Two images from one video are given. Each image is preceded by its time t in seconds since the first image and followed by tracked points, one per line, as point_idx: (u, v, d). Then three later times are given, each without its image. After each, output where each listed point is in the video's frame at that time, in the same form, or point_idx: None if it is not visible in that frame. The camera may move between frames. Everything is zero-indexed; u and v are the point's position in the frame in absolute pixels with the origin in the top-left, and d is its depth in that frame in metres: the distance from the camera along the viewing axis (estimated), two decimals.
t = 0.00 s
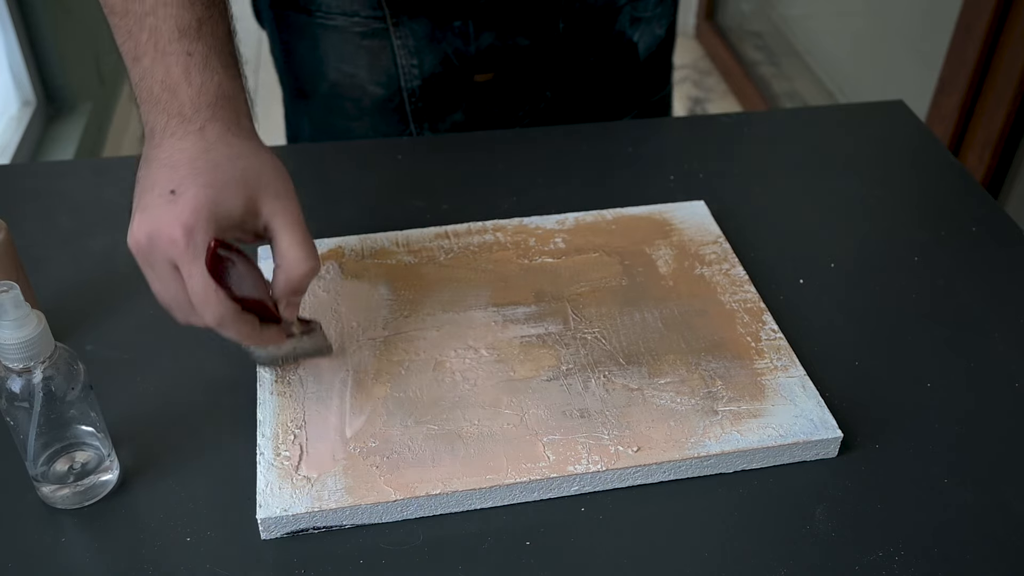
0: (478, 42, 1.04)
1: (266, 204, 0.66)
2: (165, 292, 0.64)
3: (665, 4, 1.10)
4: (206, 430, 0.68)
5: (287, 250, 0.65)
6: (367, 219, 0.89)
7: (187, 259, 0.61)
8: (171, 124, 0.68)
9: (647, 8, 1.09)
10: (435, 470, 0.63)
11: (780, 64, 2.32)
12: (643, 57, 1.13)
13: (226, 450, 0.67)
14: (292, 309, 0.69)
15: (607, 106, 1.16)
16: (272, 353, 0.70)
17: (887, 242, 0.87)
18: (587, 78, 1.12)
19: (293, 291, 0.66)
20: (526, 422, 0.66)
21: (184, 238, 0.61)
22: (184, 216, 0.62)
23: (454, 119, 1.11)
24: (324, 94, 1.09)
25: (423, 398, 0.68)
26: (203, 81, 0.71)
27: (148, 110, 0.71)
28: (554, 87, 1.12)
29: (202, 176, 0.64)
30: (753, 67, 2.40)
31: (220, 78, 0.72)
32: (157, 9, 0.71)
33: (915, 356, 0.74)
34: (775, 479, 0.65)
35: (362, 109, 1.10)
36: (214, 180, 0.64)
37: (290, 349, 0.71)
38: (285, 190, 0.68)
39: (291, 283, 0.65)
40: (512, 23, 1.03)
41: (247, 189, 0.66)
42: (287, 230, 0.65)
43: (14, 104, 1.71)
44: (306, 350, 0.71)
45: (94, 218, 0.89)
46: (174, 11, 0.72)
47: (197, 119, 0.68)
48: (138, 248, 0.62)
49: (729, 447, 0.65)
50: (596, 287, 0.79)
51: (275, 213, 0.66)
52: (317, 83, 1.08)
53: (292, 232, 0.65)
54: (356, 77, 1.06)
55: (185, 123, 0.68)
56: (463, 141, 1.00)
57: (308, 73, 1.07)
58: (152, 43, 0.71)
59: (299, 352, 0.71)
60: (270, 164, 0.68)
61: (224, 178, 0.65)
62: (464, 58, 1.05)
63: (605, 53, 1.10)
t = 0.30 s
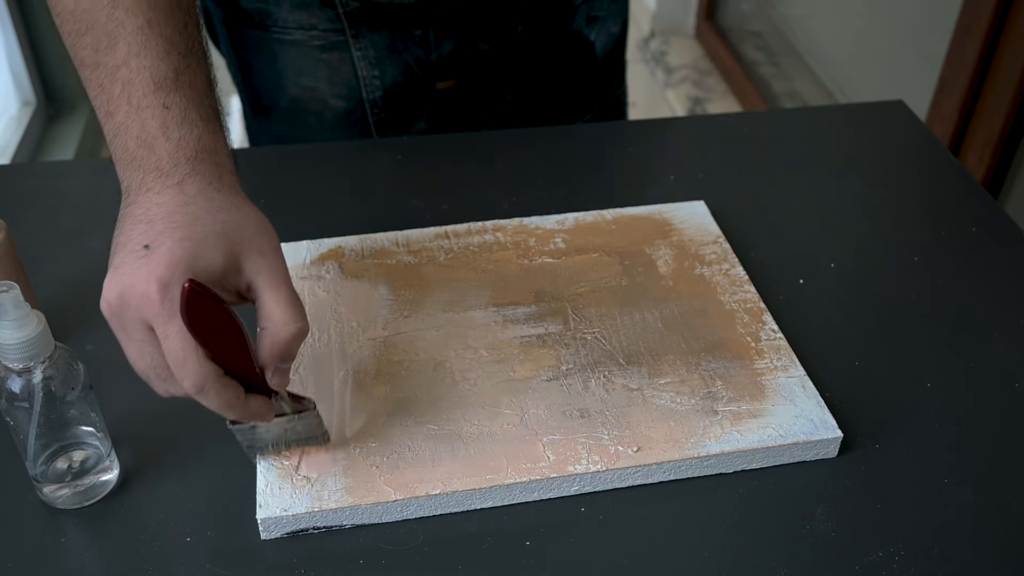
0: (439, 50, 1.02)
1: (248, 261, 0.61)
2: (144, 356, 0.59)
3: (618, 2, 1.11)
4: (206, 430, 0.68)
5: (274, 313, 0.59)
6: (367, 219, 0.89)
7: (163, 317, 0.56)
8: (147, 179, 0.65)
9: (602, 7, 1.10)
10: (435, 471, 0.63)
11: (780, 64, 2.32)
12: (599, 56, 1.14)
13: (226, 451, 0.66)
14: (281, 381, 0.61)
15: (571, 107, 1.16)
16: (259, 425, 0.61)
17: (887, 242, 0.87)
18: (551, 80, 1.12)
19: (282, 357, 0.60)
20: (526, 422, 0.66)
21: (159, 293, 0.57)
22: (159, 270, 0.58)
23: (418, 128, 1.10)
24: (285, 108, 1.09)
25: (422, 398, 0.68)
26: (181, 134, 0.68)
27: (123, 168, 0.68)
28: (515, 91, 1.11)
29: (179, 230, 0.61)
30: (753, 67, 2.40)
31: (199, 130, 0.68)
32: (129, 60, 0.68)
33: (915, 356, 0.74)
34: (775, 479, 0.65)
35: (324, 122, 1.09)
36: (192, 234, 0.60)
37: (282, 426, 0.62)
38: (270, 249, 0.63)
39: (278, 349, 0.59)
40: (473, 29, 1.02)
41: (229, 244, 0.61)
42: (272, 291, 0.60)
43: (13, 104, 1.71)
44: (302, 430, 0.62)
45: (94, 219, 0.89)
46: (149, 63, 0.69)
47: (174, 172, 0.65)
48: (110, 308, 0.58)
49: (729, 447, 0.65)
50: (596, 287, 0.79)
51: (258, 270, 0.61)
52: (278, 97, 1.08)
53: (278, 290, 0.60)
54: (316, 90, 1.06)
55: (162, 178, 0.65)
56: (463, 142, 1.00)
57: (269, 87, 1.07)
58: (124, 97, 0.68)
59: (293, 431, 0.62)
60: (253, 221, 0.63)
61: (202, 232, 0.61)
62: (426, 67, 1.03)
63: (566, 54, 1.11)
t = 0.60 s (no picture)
0: (417, 58, 1.03)
1: (236, 249, 0.59)
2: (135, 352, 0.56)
3: (593, 4, 1.11)
4: (206, 430, 0.68)
5: (266, 302, 0.58)
6: (367, 219, 0.89)
7: (146, 304, 0.54)
8: (135, 183, 0.65)
9: (578, 10, 1.10)
10: (435, 471, 0.63)
11: (780, 64, 2.32)
12: (576, 59, 1.14)
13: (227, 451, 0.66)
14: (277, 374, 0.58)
15: (549, 110, 1.17)
16: (260, 449, 0.55)
17: (887, 242, 0.87)
18: (529, 83, 1.12)
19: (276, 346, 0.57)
20: (526, 422, 0.66)
21: (140, 278, 0.55)
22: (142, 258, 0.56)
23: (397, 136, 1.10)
24: (263, 119, 1.08)
25: (422, 398, 0.68)
26: (168, 141, 0.67)
27: (113, 175, 0.68)
28: (493, 96, 1.11)
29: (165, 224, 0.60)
30: (753, 67, 2.40)
31: (186, 135, 0.68)
32: (112, 71, 0.68)
33: (915, 356, 0.74)
34: (775, 479, 0.65)
35: (302, 131, 1.09)
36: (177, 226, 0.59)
37: (284, 453, 0.56)
38: (259, 239, 0.61)
39: (270, 336, 0.57)
40: (451, 36, 1.02)
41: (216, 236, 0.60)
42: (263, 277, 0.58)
43: (14, 104, 1.71)
44: (304, 457, 0.57)
45: (94, 219, 0.89)
46: (131, 72, 0.69)
47: (162, 174, 0.65)
48: (100, 302, 0.56)
49: (729, 447, 0.65)
50: (595, 287, 0.79)
51: (247, 262, 0.59)
52: (254, 108, 1.07)
53: (267, 277, 0.59)
54: (294, 100, 1.05)
55: (150, 181, 0.65)
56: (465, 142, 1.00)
57: (246, 98, 1.06)
58: (110, 107, 0.68)
59: (296, 461, 0.57)
60: (242, 213, 0.62)
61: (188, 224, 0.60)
62: (404, 74, 1.04)
63: (543, 58, 1.11)
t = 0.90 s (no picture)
0: (418, 61, 1.03)
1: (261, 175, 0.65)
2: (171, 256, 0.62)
3: (594, 7, 1.12)
4: (206, 429, 0.68)
5: (286, 219, 0.63)
6: (367, 218, 0.89)
7: (183, 208, 0.60)
8: (166, 119, 0.71)
9: (579, 13, 1.10)
10: (434, 470, 0.63)
11: (780, 64, 2.32)
12: (576, 62, 1.14)
13: (228, 450, 0.67)
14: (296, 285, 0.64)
15: (551, 112, 1.16)
16: (274, 352, 0.59)
17: (887, 242, 0.87)
18: (538, 84, 1.13)
19: (294, 256, 0.62)
20: (526, 422, 0.66)
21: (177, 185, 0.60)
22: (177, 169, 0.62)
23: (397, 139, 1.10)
24: (264, 121, 1.08)
25: (422, 398, 0.68)
26: (192, 86, 0.74)
27: (142, 119, 0.73)
28: (495, 99, 1.11)
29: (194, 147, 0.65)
30: (753, 67, 2.40)
31: (207, 82, 0.75)
32: (136, 30, 0.76)
33: (915, 356, 0.74)
34: (775, 480, 0.65)
35: (303, 134, 1.09)
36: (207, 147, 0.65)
37: (296, 359, 0.60)
38: (277, 169, 0.67)
39: (289, 247, 0.62)
40: (451, 39, 1.03)
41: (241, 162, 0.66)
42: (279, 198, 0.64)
43: (14, 104, 1.71)
44: (314, 366, 0.61)
45: (94, 219, 0.89)
46: (154, 30, 0.77)
47: (190, 110, 0.71)
48: (138, 212, 0.62)
49: (729, 448, 0.65)
50: (595, 287, 0.79)
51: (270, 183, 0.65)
52: (256, 110, 1.07)
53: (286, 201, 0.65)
54: (295, 104, 1.05)
55: (179, 117, 0.70)
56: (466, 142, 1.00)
57: (247, 99, 1.06)
58: (137, 62, 0.75)
59: (305, 368, 0.60)
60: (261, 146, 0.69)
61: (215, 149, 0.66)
62: (405, 78, 1.04)
63: (544, 61, 1.11)
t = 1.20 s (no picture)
0: (426, 57, 1.03)
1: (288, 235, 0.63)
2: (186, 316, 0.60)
3: (608, 7, 1.11)
4: (206, 430, 0.68)
5: (306, 285, 0.61)
6: (367, 218, 0.89)
7: (204, 270, 0.58)
8: (189, 164, 0.69)
9: (593, 12, 1.09)
10: (434, 471, 0.63)
11: (780, 64, 2.32)
12: (592, 60, 1.13)
13: (227, 451, 0.67)
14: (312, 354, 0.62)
15: (563, 111, 1.16)
16: (283, 427, 0.56)
17: (887, 242, 0.87)
18: (548, 84, 1.12)
19: (311, 326, 0.60)
20: (526, 422, 0.66)
21: (198, 245, 0.58)
22: (201, 228, 0.60)
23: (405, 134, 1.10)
24: (272, 112, 1.09)
25: (422, 399, 0.68)
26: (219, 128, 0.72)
27: (167, 158, 0.72)
28: (504, 96, 1.11)
29: (219, 203, 0.63)
30: (753, 67, 2.40)
31: (235, 124, 0.73)
32: (165, 64, 0.73)
33: (915, 356, 0.74)
34: (775, 479, 0.65)
35: (311, 126, 1.10)
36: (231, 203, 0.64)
37: (305, 438, 0.56)
38: (303, 227, 0.65)
39: (306, 316, 0.60)
40: (460, 35, 1.03)
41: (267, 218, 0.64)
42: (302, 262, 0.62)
43: (14, 104, 1.71)
44: (323, 447, 0.57)
45: (94, 219, 0.89)
46: (185, 65, 0.73)
47: (214, 156, 0.69)
48: (155, 267, 0.60)
49: (729, 447, 0.65)
50: (595, 286, 0.79)
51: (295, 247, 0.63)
52: (265, 101, 1.08)
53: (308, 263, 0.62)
54: (304, 96, 1.06)
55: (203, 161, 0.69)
56: (465, 141, 1.00)
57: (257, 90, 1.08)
58: (164, 97, 0.73)
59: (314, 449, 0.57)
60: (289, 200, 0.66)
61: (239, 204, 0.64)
62: (413, 73, 1.04)
63: (556, 59, 1.10)
